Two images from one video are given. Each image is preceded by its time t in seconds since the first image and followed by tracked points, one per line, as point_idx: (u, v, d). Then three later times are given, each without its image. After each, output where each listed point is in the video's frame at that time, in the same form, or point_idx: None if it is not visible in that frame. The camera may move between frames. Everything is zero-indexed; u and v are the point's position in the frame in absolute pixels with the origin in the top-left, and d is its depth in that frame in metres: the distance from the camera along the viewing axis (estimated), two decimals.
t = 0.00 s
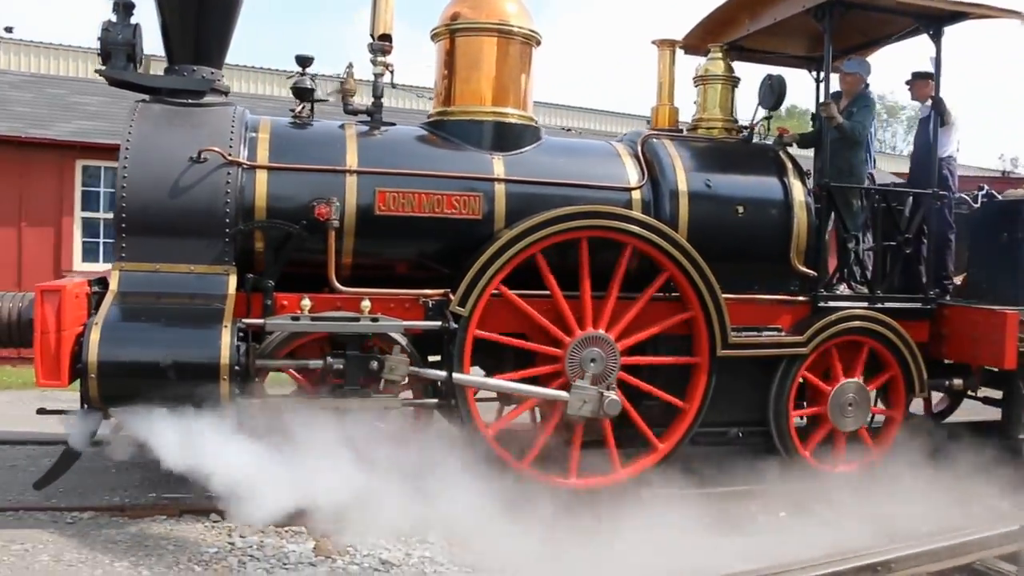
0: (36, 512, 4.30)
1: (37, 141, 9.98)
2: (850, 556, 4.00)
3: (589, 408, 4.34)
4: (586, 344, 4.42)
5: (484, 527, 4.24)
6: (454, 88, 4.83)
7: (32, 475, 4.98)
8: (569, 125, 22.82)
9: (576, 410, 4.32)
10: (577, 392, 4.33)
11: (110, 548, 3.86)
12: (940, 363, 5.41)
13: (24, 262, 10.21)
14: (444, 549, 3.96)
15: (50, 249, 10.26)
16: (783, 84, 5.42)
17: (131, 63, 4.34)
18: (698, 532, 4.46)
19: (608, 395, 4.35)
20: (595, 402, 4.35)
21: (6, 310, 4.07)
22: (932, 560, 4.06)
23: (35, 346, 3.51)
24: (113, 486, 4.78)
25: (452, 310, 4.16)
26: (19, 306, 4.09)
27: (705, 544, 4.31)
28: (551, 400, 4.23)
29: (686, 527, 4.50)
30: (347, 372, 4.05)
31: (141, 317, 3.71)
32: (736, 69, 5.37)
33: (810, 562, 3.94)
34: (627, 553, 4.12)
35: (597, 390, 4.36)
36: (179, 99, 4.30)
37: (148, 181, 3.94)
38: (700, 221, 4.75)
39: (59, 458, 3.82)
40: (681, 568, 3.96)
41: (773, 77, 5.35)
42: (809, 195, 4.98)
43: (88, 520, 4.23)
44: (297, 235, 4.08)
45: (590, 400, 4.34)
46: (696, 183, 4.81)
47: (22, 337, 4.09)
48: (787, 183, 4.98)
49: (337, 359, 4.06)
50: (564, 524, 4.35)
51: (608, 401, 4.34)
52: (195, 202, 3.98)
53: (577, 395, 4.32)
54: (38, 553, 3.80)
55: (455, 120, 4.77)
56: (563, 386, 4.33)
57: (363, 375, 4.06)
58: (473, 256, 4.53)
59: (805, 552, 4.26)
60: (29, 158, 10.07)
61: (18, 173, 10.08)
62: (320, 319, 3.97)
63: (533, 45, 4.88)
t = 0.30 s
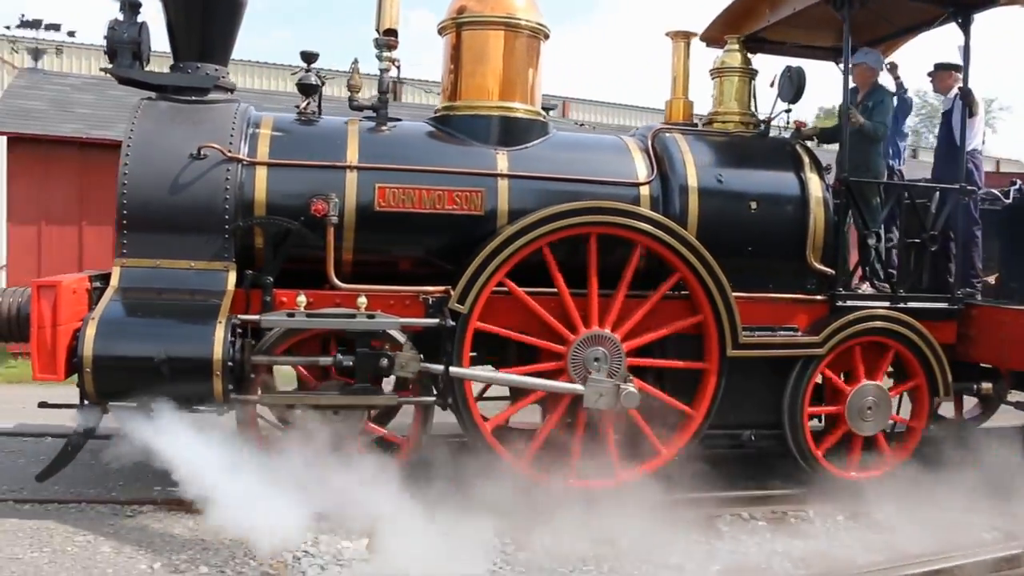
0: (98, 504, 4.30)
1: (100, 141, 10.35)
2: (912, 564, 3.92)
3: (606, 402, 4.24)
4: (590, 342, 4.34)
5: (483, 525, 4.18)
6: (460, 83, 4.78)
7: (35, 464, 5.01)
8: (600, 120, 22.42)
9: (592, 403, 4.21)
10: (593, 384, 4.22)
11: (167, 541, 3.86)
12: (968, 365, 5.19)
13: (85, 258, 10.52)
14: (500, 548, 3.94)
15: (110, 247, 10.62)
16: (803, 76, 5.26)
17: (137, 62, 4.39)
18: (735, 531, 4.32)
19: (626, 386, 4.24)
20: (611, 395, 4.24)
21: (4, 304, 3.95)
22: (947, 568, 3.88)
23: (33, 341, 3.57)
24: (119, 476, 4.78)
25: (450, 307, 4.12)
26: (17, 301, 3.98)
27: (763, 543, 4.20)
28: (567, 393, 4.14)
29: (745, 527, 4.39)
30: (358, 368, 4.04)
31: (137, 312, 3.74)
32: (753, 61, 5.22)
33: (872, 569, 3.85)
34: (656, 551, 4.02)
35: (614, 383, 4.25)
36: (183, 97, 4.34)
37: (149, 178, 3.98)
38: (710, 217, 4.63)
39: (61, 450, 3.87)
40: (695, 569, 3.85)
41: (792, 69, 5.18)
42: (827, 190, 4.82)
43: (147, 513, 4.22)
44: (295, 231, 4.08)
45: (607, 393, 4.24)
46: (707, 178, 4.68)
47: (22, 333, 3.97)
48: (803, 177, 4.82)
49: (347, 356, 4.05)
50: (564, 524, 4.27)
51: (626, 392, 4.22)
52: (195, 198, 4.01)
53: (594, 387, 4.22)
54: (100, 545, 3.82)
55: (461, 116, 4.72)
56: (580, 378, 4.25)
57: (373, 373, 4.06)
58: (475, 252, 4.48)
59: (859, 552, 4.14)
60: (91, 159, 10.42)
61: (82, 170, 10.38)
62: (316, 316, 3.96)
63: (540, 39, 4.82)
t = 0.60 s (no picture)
0: (152, 501, 4.38)
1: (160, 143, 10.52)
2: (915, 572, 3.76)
3: (614, 390, 4.21)
4: (588, 341, 4.27)
5: (477, 524, 4.15)
6: (463, 79, 4.74)
7: (35, 457, 5.10)
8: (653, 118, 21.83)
9: (600, 392, 4.19)
10: (600, 373, 4.20)
11: (222, 537, 3.91)
12: (992, 368, 4.98)
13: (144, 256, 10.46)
14: (555, 550, 3.92)
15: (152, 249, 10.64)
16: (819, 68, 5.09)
17: (142, 61, 4.45)
18: (789, 535, 4.23)
19: (635, 373, 4.21)
20: (620, 382, 4.22)
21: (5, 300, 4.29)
22: None
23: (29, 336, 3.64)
24: (120, 471, 4.88)
25: (445, 306, 4.09)
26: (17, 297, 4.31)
27: (819, 547, 4.10)
28: (575, 383, 4.13)
29: (800, 530, 4.30)
30: (359, 365, 4.00)
31: (132, 307, 3.80)
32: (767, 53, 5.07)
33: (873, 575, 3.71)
34: (708, 554, 3.97)
35: (622, 370, 4.22)
36: (186, 96, 4.39)
37: (147, 176, 4.04)
38: (716, 214, 4.52)
39: (62, 443, 3.95)
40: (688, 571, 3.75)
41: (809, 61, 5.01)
42: (839, 186, 4.66)
43: (185, 508, 4.26)
44: (291, 228, 4.10)
45: (615, 381, 4.21)
46: (713, 173, 4.57)
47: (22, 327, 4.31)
48: (815, 173, 4.67)
49: (349, 354, 4.03)
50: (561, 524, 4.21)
51: (634, 379, 4.20)
52: (192, 195, 4.05)
53: (601, 375, 4.20)
54: (139, 537, 3.89)
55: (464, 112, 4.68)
56: (587, 367, 4.22)
57: (374, 371, 4.03)
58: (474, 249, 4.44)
59: (918, 558, 4.00)
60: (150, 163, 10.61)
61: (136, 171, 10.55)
62: (307, 313, 3.97)
63: (545, 34, 4.77)
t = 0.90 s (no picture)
0: (207, 498, 4.37)
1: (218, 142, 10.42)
2: None
3: (614, 374, 4.18)
4: (582, 341, 4.23)
5: (467, 522, 4.13)
6: (462, 77, 4.72)
7: (36, 450, 5.22)
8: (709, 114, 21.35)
9: (598, 377, 4.18)
10: (599, 358, 4.17)
11: (212, 529, 3.97)
12: (1012, 371, 4.79)
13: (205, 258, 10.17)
14: (606, 552, 3.87)
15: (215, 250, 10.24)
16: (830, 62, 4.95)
17: (145, 62, 4.52)
18: (787, 539, 4.12)
19: (635, 356, 4.17)
20: (620, 366, 4.18)
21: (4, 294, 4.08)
22: None
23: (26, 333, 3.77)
24: (123, 466, 4.94)
25: (436, 303, 4.09)
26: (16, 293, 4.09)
27: (877, 555, 3.99)
28: (571, 369, 4.10)
29: (856, 536, 4.17)
30: (353, 364, 3.98)
31: (128, 304, 3.90)
32: (775, 47, 4.94)
33: None
34: (764, 560, 3.87)
35: (622, 354, 4.19)
36: (187, 97, 4.46)
37: (145, 177, 4.12)
38: (716, 212, 4.43)
39: (62, 438, 4.04)
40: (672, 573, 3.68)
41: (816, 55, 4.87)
42: (847, 183, 4.53)
43: (183, 501, 4.34)
44: (284, 226, 4.14)
45: (615, 366, 4.18)
46: (715, 171, 4.48)
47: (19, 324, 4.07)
48: (821, 170, 4.55)
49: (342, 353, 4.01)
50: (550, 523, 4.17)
51: (634, 362, 4.16)
52: (188, 195, 4.12)
53: (600, 360, 4.17)
54: (133, 528, 3.97)
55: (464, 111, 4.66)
56: (586, 354, 4.18)
57: (368, 369, 4.00)
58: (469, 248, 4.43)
59: (982, 569, 3.85)
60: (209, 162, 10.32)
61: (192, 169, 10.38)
62: (297, 311, 3.98)
63: (546, 30, 4.73)
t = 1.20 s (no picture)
0: (265, 496, 4.38)
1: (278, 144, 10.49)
2: None
3: (606, 356, 4.15)
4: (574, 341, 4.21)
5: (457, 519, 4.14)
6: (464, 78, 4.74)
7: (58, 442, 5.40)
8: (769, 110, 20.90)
9: (591, 360, 4.15)
10: (590, 342, 4.15)
11: (207, 519, 4.07)
12: None
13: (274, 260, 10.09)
14: (661, 555, 3.87)
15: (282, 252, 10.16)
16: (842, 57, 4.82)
17: (155, 67, 4.66)
18: (780, 545, 4.03)
19: (625, 337, 4.13)
20: (612, 348, 4.15)
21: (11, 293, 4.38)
22: None
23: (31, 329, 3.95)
24: (134, 459, 5.04)
25: (430, 302, 4.12)
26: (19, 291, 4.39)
27: (941, 564, 3.89)
28: (561, 354, 4.12)
29: (918, 545, 4.09)
30: (344, 361, 4.07)
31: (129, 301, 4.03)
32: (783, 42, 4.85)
33: None
34: (750, 565, 3.79)
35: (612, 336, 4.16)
36: (195, 100, 4.57)
37: (149, 179, 4.25)
38: (716, 211, 4.37)
39: (69, 433, 4.19)
40: None
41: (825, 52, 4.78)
42: (854, 182, 4.41)
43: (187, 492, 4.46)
44: (281, 226, 4.22)
45: (606, 348, 4.15)
46: (716, 170, 4.41)
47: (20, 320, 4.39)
48: (827, 168, 4.44)
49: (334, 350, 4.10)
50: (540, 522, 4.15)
51: (625, 343, 4.12)
52: (189, 195, 4.23)
53: (592, 344, 4.15)
54: (133, 517, 4.10)
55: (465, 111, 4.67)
56: (576, 339, 4.17)
57: (359, 367, 4.07)
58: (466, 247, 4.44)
59: None
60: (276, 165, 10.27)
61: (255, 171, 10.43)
62: (292, 309, 4.06)
63: (547, 29, 4.71)
